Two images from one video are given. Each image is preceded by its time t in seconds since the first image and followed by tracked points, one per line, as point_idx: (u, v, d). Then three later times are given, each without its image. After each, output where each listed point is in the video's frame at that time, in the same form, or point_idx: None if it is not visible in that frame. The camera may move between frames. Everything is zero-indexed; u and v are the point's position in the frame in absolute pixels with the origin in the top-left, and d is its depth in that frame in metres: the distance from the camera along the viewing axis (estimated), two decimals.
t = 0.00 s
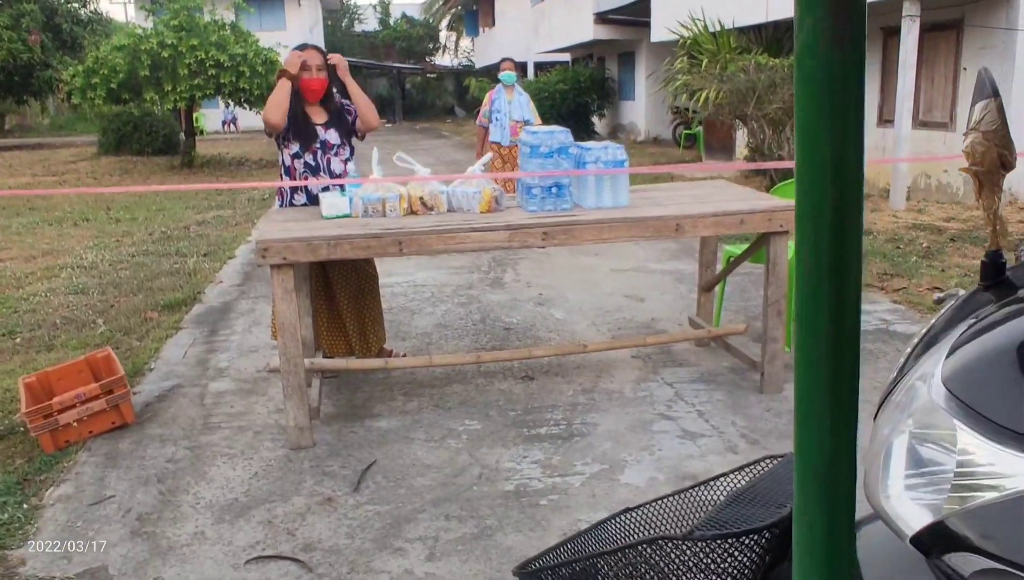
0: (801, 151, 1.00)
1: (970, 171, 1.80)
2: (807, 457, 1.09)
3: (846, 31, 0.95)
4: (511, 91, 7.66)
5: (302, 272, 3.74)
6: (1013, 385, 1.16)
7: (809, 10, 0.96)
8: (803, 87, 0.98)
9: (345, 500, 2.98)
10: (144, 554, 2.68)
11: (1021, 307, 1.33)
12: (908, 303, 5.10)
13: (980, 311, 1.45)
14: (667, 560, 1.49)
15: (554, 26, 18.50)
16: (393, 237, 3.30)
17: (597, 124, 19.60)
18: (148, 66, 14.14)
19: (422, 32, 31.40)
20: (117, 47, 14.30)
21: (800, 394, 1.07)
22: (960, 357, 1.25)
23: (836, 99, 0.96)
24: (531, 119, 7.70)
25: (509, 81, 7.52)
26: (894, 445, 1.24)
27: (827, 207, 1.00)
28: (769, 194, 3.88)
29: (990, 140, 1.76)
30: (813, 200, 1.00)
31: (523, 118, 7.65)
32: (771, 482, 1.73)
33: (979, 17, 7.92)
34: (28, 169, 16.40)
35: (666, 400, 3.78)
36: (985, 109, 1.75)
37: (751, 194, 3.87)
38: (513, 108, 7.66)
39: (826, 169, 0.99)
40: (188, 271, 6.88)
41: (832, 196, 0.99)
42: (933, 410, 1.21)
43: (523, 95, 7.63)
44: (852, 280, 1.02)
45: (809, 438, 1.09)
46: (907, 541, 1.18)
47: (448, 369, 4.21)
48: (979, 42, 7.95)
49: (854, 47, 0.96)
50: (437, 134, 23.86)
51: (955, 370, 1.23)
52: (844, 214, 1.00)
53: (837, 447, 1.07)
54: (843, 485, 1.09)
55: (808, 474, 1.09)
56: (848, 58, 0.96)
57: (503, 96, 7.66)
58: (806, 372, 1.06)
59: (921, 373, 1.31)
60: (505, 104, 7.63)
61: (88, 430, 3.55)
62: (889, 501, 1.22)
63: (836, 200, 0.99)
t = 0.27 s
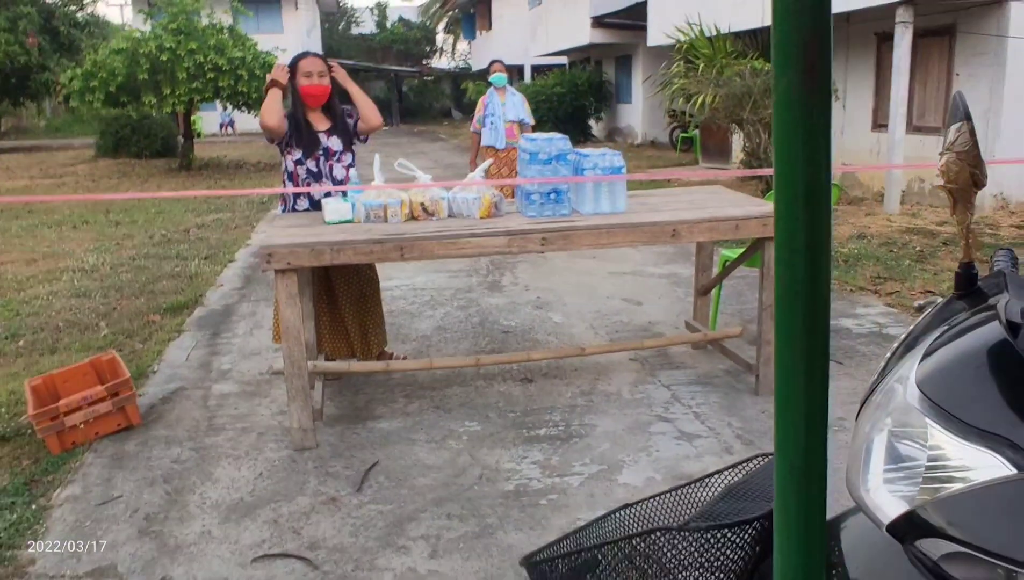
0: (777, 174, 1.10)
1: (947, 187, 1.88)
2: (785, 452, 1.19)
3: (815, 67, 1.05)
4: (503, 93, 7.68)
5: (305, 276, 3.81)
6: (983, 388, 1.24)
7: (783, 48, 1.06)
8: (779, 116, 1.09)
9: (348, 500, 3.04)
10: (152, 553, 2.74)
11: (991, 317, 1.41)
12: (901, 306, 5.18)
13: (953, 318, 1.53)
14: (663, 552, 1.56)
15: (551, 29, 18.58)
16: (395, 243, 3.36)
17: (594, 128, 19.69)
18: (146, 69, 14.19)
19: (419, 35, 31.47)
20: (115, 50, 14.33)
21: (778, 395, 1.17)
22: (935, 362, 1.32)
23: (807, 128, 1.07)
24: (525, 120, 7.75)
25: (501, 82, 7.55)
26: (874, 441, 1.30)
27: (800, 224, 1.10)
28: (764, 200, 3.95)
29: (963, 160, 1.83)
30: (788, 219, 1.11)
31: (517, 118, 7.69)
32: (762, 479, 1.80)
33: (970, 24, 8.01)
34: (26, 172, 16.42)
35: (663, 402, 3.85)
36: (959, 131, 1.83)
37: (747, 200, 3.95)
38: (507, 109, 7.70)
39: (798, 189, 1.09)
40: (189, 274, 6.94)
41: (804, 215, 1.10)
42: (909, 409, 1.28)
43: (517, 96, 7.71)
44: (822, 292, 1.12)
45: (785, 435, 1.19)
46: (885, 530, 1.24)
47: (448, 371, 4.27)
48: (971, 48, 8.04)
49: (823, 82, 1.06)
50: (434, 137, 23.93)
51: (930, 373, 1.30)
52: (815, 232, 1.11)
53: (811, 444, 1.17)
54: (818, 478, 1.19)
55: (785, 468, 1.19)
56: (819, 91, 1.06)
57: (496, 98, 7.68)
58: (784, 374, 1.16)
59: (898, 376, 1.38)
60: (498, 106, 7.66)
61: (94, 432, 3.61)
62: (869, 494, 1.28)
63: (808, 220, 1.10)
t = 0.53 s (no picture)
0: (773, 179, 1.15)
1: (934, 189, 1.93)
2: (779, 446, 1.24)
3: (808, 77, 1.11)
4: (507, 95, 7.76)
5: (309, 275, 3.85)
6: (968, 380, 1.28)
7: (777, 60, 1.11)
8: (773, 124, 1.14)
9: (351, 496, 3.09)
10: (158, 547, 2.78)
11: (975, 311, 1.45)
12: (897, 306, 5.23)
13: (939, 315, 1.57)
14: (664, 539, 1.60)
15: (550, 30, 18.63)
16: (397, 242, 3.40)
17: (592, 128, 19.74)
18: (146, 69, 14.22)
19: (417, 35, 31.51)
20: (115, 50, 14.36)
21: (774, 391, 1.22)
22: (922, 353, 1.35)
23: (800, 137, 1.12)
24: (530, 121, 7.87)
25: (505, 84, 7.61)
26: (864, 432, 1.34)
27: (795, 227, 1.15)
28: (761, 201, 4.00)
29: (949, 164, 1.87)
30: (783, 221, 1.16)
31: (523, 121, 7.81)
32: (760, 469, 1.84)
33: (965, 26, 8.06)
34: (25, 172, 16.44)
35: (661, 400, 3.89)
36: (944, 136, 1.87)
37: (744, 201, 4.00)
38: (512, 112, 7.80)
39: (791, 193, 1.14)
40: (190, 274, 6.97)
41: (797, 218, 1.15)
42: (897, 401, 1.31)
43: (522, 99, 7.84)
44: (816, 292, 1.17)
45: (780, 428, 1.24)
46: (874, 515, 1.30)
47: (449, 370, 4.31)
48: (966, 50, 8.09)
49: (814, 93, 1.11)
50: (433, 137, 23.97)
51: (917, 364, 1.33)
52: (809, 234, 1.16)
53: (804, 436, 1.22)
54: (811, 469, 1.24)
55: (779, 460, 1.24)
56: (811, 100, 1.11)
57: (501, 101, 7.75)
58: (776, 370, 1.21)
59: (887, 368, 1.41)
60: (504, 109, 7.74)
61: (99, 429, 3.65)
62: (860, 482, 1.33)
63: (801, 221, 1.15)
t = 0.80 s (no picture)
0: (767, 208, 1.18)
1: (929, 201, 1.97)
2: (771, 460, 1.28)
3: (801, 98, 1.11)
4: (526, 96, 7.66)
5: (314, 277, 3.88)
6: (961, 386, 1.31)
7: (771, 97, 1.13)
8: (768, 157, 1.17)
9: (357, 496, 3.12)
10: (167, 547, 2.82)
11: (967, 320, 1.48)
12: (898, 309, 5.26)
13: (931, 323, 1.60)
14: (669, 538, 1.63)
15: (552, 32, 18.67)
16: (402, 245, 3.44)
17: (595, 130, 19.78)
18: (150, 70, 14.26)
19: (420, 36, 31.56)
20: (119, 51, 14.41)
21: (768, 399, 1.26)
22: (917, 360, 1.38)
23: (793, 171, 1.15)
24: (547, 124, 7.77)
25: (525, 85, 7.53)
26: (859, 434, 1.37)
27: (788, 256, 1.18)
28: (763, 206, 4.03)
29: (943, 177, 1.91)
30: (776, 237, 1.18)
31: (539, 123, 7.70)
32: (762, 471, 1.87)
33: (967, 30, 8.09)
34: (28, 171, 16.48)
35: (663, 402, 3.92)
36: (939, 149, 1.91)
37: (746, 205, 4.03)
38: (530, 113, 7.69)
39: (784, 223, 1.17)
40: (195, 275, 7.01)
41: (788, 250, 1.18)
42: (892, 405, 1.33)
43: (540, 101, 7.73)
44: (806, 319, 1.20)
45: (773, 444, 1.28)
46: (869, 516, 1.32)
47: (452, 372, 4.35)
48: (968, 53, 8.13)
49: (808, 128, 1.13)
50: (435, 138, 24.01)
51: (911, 370, 1.36)
52: (801, 265, 1.18)
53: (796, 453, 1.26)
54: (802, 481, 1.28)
55: (772, 469, 1.28)
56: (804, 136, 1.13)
57: (519, 101, 7.66)
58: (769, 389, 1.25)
59: (882, 374, 1.43)
60: (522, 110, 7.64)
61: (106, 429, 3.68)
62: (855, 483, 1.35)
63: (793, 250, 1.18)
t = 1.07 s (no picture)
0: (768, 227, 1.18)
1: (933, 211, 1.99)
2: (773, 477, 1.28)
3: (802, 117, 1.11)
4: (546, 97, 7.12)
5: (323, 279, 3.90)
6: (961, 393, 1.33)
7: (772, 116, 1.13)
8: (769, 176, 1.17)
9: (364, 497, 3.14)
10: (177, 547, 2.84)
11: (969, 328, 1.50)
12: (905, 311, 5.26)
13: (934, 331, 1.62)
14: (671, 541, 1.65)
15: (560, 33, 18.69)
16: (410, 248, 3.45)
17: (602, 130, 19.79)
18: (159, 72, 14.34)
19: (427, 37, 31.65)
20: (129, 53, 14.49)
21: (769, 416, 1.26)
22: (919, 367, 1.41)
23: (793, 191, 1.14)
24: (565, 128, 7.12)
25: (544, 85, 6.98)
26: (863, 442, 1.39)
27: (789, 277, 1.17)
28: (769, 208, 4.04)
29: (947, 185, 1.93)
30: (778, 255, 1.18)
31: (557, 126, 7.08)
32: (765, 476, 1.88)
33: (975, 31, 8.08)
34: (39, 172, 16.59)
35: (670, 405, 3.93)
36: (942, 158, 1.93)
37: (752, 208, 4.03)
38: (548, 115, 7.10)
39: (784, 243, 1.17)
40: (204, 276, 7.06)
41: (790, 271, 1.17)
42: (894, 413, 1.36)
43: (559, 103, 7.14)
44: (808, 341, 1.20)
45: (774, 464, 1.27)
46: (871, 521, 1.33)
47: (459, 374, 4.37)
48: (976, 55, 8.11)
49: (808, 148, 1.13)
50: (443, 139, 24.03)
51: (914, 377, 1.39)
52: (802, 286, 1.18)
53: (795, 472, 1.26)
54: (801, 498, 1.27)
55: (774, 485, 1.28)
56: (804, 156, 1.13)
57: (537, 102, 7.10)
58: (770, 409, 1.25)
59: (885, 382, 1.46)
60: (539, 110, 7.08)
61: (117, 430, 3.72)
62: (857, 490, 1.36)
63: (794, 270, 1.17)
